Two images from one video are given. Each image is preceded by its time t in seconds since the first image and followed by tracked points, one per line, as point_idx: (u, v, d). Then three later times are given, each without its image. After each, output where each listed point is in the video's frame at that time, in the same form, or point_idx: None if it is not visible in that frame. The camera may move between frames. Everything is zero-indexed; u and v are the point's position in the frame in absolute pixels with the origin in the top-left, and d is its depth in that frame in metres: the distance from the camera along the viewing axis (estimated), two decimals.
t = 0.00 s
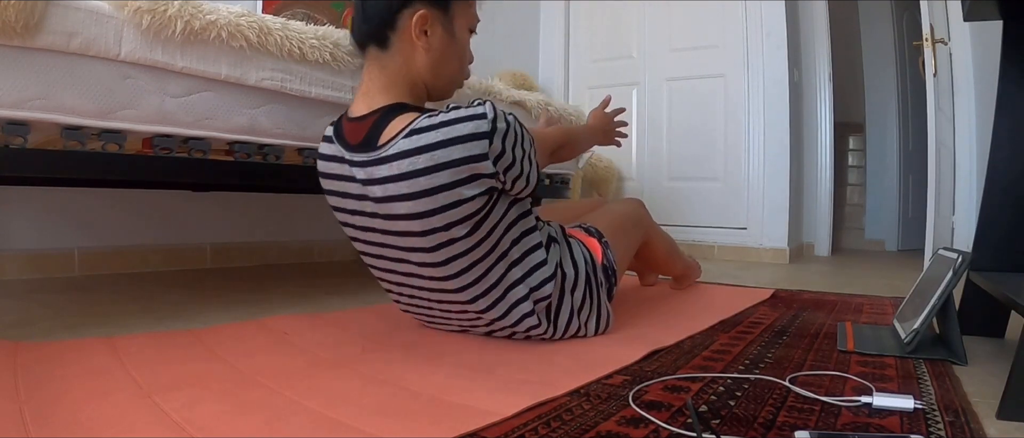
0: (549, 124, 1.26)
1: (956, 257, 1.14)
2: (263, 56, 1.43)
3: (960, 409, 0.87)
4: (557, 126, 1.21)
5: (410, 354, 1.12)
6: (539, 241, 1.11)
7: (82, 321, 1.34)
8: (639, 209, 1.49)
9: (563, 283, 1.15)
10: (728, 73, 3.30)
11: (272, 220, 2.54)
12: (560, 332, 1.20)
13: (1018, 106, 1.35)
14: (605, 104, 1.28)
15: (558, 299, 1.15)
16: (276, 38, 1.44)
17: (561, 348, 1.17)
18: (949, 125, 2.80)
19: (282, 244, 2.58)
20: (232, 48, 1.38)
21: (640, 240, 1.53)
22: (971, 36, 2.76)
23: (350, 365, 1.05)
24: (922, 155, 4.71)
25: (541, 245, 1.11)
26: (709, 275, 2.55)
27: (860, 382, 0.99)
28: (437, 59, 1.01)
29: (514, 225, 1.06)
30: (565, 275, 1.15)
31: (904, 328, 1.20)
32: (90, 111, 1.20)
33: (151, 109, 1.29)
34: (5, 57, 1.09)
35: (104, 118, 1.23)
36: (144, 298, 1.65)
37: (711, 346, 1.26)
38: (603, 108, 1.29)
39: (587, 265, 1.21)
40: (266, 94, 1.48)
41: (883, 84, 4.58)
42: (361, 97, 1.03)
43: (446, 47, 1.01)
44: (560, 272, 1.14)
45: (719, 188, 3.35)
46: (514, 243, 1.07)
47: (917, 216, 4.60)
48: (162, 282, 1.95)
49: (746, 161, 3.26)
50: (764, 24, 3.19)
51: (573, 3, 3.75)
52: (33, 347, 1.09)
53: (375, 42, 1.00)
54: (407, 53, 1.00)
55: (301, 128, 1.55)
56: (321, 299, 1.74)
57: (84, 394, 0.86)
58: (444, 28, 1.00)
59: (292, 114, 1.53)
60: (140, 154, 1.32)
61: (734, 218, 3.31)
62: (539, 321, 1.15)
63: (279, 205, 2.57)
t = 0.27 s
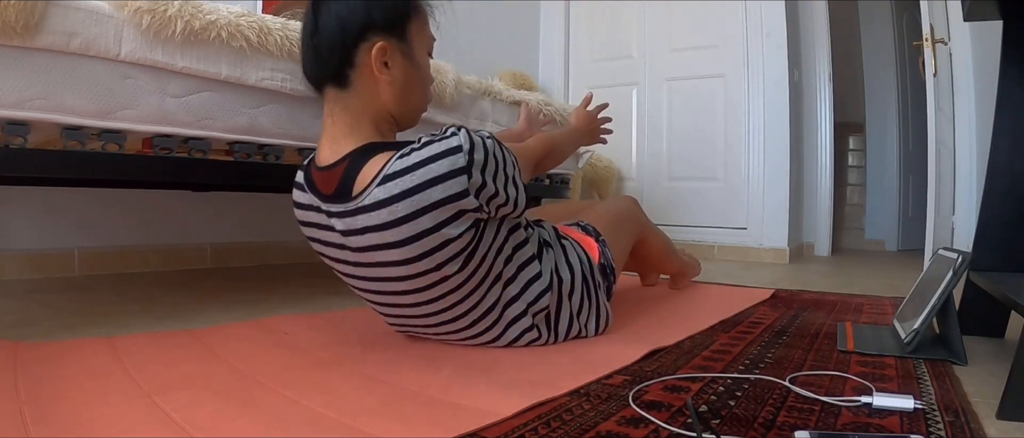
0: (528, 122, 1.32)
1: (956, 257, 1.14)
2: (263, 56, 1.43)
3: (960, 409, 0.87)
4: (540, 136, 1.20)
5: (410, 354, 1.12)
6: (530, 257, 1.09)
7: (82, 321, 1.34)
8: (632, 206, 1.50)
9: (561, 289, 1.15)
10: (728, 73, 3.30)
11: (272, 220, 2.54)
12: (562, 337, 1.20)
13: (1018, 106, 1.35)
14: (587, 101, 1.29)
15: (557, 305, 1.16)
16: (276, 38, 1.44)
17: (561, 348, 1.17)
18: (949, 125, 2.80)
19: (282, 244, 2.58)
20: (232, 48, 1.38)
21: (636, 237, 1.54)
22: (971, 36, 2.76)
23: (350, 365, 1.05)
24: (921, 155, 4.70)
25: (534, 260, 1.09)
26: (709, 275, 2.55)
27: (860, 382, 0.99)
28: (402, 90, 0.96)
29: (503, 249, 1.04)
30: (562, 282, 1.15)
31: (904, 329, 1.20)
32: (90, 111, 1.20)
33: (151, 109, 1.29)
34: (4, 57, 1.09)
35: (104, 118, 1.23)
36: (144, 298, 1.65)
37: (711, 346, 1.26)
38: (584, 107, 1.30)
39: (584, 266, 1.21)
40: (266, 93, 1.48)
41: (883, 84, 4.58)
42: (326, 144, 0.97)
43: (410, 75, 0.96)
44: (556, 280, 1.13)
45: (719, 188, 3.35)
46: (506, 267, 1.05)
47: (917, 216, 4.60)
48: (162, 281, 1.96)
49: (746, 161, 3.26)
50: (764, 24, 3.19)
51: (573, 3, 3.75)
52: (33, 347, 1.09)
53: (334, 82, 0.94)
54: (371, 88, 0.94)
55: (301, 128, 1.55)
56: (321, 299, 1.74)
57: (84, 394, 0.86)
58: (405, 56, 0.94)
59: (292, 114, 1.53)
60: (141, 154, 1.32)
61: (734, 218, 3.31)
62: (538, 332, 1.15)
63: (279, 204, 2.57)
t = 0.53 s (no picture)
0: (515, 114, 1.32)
1: (956, 257, 1.14)
2: (263, 56, 1.43)
3: (959, 409, 0.87)
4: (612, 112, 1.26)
5: (409, 354, 1.12)
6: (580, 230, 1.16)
7: (82, 321, 1.34)
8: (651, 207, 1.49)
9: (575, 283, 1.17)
10: (728, 73, 3.30)
11: (271, 220, 2.54)
12: (564, 329, 1.22)
13: (1018, 106, 1.35)
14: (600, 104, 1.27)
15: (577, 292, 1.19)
16: (276, 38, 1.44)
17: (560, 348, 1.17)
18: (949, 125, 2.80)
19: (282, 243, 2.58)
20: (232, 48, 1.38)
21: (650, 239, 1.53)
22: (971, 36, 2.76)
23: (349, 365, 1.05)
24: (922, 155, 4.70)
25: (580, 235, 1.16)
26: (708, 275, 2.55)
27: (860, 382, 0.99)
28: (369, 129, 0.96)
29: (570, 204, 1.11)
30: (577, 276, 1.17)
31: (904, 329, 1.20)
32: (90, 111, 1.20)
33: (151, 109, 1.29)
34: (4, 57, 1.09)
35: (104, 118, 1.23)
36: (144, 298, 1.65)
37: (711, 346, 1.26)
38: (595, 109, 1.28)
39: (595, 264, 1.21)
40: (265, 93, 1.48)
41: (883, 84, 4.58)
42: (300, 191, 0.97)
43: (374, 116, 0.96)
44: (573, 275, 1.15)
45: (719, 188, 3.35)
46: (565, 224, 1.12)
47: (916, 216, 4.60)
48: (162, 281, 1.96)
49: (746, 161, 3.26)
50: (764, 24, 3.20)
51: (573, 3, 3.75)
52: (32, 347, 1.09)
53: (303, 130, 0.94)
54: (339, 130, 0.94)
55: (302, 129, 1.55)
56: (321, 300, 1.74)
57: (84, 393, 0.86)
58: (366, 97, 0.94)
59: (292, 114, 1.53)
60: (140, 154, 1.33)
61: (733, 218, 3.31)
62: (558, 307, 1.18)
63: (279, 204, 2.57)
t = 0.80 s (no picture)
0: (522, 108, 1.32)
1: (956, 257, 1.14)
2: (263, 56, 1.43)
3: (960, 409, 0.87)
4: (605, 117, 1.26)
5: (409, 355, 1.12)
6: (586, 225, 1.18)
7: (82, 321, 1.34)
8: (656, 207, 1.49)
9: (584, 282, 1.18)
10: (728, 73, 3.30)
11: (271, 220, 2.54)
12: (568, 328, 1.21)
13: (1018, 106, 1.35)
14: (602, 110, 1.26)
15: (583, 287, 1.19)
16: (276, 38, 1.44)
17: (560, 348, 1.17)
18: (949, 124, 2.80)
19: (282, 243, 2.58)
20: (232, 48, 1.38)
21: (653, 239, 1.53)
22: (971, 36, 2.76)
23: (349, 365, 1.05)
24: (922, 155, 4.70)
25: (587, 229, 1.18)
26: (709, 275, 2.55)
27: (860, 382, 0.99)
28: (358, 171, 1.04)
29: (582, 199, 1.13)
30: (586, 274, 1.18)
31: (904, 328, 1.20)
32: (89, 111, 1.20)
33: (151, 109, 1.29)
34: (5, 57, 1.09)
35: (104, 118, 1.23)
36: (144, 298, 1.65)
37: (711, 346, 1.26)
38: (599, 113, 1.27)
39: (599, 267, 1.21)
40: (265, 93, 1.47)
41: (883, 84, 4.58)
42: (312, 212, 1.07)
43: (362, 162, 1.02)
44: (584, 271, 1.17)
45: (718, 188, 3.35)
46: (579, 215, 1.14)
47: (917, 216, 4.60)
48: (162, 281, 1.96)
49: (746, 161, 3.26)
50: (764, 24, 3.19)
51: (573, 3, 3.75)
52: (32, 347, 1.09)
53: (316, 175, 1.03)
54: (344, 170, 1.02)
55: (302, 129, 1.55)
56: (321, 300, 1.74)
57: (83, 393, 0.86)
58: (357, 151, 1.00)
59: (292, 114, 1.53)
60: (141, 154, 1.33)
61: (733, 218, 3.31)
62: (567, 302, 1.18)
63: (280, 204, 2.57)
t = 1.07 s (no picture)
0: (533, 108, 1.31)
1: (956, 257, 1.14)
2: (263, 56, 1.43)
3: (960, 409, 0.87)
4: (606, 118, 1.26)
5: (409, 354, 1.12)
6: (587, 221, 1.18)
7: (81, 321, 1.34)
8: (660, 209, 1.49)
9: (586, 280, 1.18)
10: (728, 73, 3.30)
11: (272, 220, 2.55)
12: (571, 327, 1.21)
13: (1018, 106, 1.35)
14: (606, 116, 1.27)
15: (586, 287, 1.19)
16: (276, 38, 1.44)
17: (560, 348, 1.18)
18: (949, 124, 2.80)
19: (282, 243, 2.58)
20: (232, 48, 1.38)
21: (658, 242, 1.53)
22: (971, 36, 2.76)
23: (349, 365, 1.05)
24: (922, 155, 4.70)
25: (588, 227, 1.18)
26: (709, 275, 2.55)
27: (860, 382, 0.99)
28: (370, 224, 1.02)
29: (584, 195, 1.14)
30: (588, 271, 1.18)
31: (903, 328, 1.20)
32: (89, 111, 1.20)
33: (151, 109, 1.29)
34: (5, 57, 1.09)
35: (104, 118, 1.23)
36: (144, 298, 1.65)
37: (711, 346, 1.26)
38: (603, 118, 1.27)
39: (598, 270, 1.21)
40: (265, 93, 1.47)
41: (883, 84, 4.58)
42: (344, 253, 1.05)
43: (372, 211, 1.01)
44: (586, 268, 1.17)
45: (718, 188, 3.35)
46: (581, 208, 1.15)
47: (917, 216, 4.60)
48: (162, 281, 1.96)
49: (746, 161, 3.26)
50: (764, 23, 3.19)
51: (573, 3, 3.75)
52: (32, 347, 1.09)
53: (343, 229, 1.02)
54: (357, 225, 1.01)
55: (301, 129, 1.55)
56: (321, 300, 1.74)
57: (83, 394, 0.86)
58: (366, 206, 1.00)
59: (291, 114, 1.53)
60: (141, 154, 1.33)
61: (734, 218, 3.31)
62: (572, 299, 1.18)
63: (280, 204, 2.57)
